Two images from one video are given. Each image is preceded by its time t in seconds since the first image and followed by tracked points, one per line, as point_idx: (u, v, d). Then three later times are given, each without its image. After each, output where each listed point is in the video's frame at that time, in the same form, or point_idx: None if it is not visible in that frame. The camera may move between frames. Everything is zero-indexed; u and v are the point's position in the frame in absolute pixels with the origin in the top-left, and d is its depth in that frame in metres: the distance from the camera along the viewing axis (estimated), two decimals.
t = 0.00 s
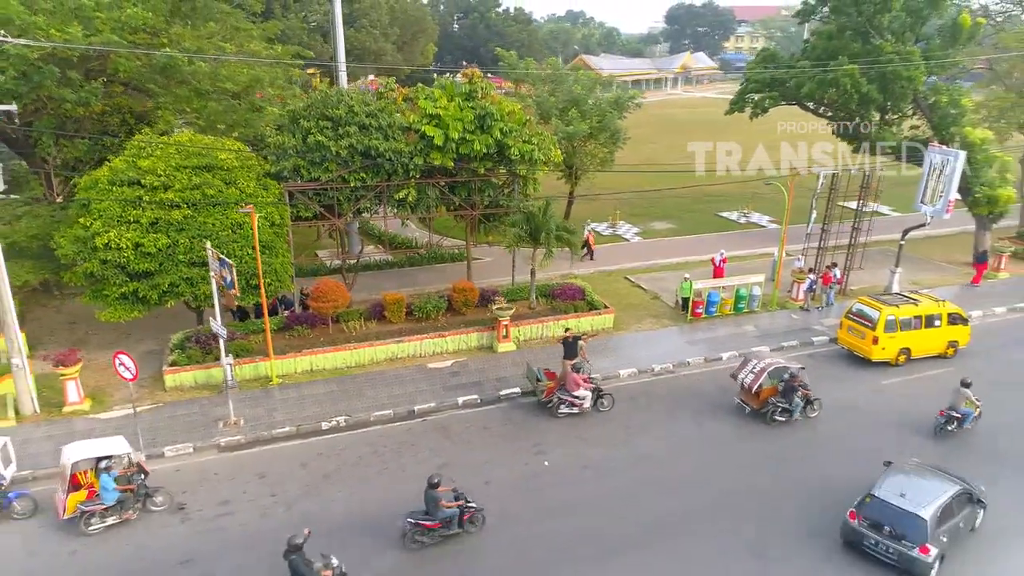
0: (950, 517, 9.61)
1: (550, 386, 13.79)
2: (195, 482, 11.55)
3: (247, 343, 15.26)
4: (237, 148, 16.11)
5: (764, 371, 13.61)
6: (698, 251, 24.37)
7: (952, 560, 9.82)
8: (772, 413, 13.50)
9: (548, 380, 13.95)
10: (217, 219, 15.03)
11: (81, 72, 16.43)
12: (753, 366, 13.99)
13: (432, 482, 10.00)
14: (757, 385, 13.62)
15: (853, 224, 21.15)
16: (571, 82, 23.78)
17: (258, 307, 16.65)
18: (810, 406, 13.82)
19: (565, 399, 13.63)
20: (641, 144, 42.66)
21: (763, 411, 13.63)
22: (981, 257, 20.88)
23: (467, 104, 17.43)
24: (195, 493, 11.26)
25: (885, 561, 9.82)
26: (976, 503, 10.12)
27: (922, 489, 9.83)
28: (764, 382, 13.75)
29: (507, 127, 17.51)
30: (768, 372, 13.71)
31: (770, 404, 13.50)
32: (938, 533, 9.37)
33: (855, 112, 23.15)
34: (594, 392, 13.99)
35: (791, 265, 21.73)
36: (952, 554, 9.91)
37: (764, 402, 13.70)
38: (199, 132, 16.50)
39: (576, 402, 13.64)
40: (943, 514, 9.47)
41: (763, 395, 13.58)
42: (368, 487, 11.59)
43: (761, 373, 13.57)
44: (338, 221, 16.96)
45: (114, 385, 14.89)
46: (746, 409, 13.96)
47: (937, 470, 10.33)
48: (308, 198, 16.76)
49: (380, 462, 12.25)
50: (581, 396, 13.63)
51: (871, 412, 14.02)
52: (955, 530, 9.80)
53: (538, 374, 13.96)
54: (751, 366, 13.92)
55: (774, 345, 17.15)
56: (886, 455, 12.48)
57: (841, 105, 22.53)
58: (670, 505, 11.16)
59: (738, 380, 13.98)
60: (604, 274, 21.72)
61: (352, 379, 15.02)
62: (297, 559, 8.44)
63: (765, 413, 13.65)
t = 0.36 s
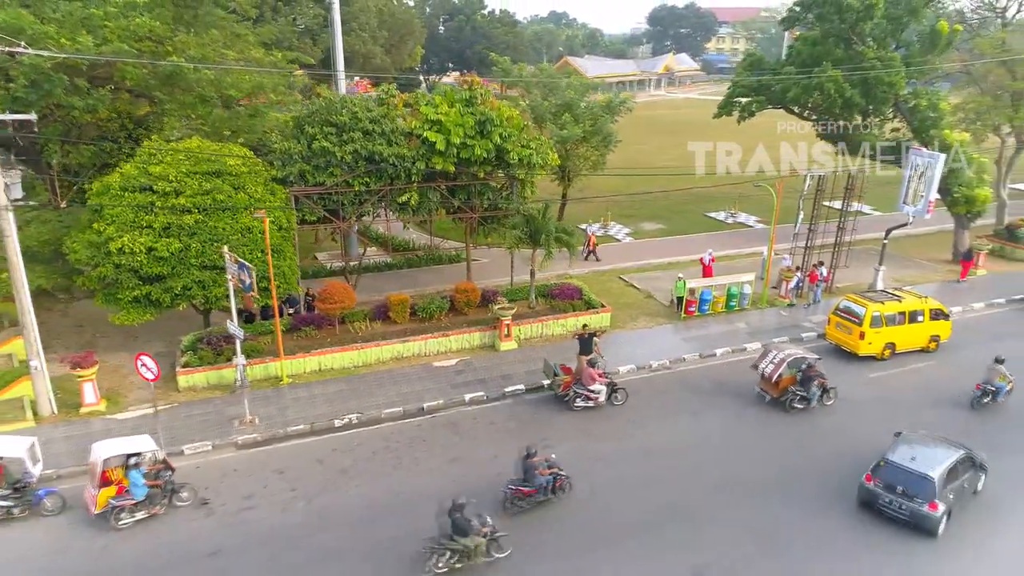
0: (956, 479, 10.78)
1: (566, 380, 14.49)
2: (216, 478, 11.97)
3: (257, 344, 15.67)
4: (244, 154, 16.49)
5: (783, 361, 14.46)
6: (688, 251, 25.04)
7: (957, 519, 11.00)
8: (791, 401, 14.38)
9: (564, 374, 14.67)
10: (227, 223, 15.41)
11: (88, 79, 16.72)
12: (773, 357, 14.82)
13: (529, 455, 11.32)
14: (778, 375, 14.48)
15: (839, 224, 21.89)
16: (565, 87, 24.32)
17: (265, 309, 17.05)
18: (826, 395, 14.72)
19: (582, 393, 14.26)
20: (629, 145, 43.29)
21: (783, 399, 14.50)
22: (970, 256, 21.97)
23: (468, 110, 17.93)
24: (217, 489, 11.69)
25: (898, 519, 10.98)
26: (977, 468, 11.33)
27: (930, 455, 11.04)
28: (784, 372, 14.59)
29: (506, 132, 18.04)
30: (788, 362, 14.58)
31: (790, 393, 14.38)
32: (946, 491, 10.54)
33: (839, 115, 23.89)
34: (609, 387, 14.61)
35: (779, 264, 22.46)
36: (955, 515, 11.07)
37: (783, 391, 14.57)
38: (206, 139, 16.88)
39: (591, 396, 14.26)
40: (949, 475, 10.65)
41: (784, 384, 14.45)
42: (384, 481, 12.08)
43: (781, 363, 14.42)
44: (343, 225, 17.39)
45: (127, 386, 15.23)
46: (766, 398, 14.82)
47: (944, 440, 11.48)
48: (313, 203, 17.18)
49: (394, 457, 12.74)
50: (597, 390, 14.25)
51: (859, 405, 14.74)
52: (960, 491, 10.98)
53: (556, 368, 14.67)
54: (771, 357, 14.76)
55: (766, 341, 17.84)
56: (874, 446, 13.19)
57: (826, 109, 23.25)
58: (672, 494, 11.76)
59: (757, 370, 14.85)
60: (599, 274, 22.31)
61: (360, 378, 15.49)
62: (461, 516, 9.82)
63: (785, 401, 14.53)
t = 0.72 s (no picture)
0: (963, 449, 11.98)
1: (584, 375, 15.13)
2: (240, 473, 12.44)
3: (270, 345, 16.12)
4: (255, 159, 16.92)
5: (804, 352, 15.30)
6: (682, 251, 25.67)
7: (965, 485, 12.21)
8: (811, 390, 15.22)
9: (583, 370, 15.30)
10: (241, 227, 15.82)
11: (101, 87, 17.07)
12: (794, 348, 15.66)
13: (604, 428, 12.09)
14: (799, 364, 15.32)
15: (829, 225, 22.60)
16: (562, 92, 24.88)
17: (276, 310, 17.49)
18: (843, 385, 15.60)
19: (600, 387, 14.89)
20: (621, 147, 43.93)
21: (803, 388, 15.34)
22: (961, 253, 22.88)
23: (472, 115, 18.44)
24: (242, 483, 12.16)
25: (912, 486, 12.20)
26: (984, 440, 12.53)
27: (940, 429, 12.27)
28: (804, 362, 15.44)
29: (509, 137, 18.57)
30: (808, 353, 15.43)
31: (810, 382, 15.22)
32: (955, 459, 11.75)
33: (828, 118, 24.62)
34: (625, 381, 15.26)
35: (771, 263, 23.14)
36: (962, 482, 12.26)
37: (804, 380, 15.42)
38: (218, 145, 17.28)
39: (609, 389, 14.88)
40: (958, 444, 11.86)
41: (805, 374, 15.29)
42: (401, 474, 12.59)
43: (802, 354, 15.26)
44: (352, 228, 17.85)
45: (144, 385, 15.63)
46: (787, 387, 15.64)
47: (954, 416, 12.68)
48: (323, 206, 17.62)
49: (409, 451, 13.26)
50: (613, 384, 14.88)
51: (851, 398, 15.41)
52: (969, 460, 12.18)
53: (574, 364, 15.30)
54: (791, 348, 15.60)
55: (761, 338, 18.50)
56: (867, 437, 13.85)
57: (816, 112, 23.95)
58: (677, 483, 12.36)
59: (779, 361, 15.66)
60: (597, 274, 22.90)
61: (372, 376, 15.98)
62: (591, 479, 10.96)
63: (805, 390, 15.37)
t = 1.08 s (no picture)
0: (967, 421, 13.18)
1: (599, 368, 15.75)
2: (260, 466, 12.92)
3: (280, 344, 16.57)
4: (264, 163, 17.33)
5: (820, 343, 16.10)
6: (674, 250, 26.33)
7: (968, 454, 13.42)
8: (826, 377, 16.10)
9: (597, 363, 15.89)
10: (252, 229, 16.24)
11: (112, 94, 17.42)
12: (809, 338, 16.46)
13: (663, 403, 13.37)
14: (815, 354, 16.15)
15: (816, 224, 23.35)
16: (557, 95, 25.45)
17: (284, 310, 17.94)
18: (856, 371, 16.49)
19: (614, 380, 15.57)
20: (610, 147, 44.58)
21: (819, 376, 16.21)
22: (950, 249, 23.86)
23: (473, 119, 18.97)
24: (263, 476, 12.64)
25: (921, 454, 13.43)
26: (987, 414, 13.73)
27: (948, 403, 13.46)
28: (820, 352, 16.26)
29: (509, 141, 19.13)
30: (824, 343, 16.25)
31: (825, 371, 16.09)
32: (959, 429, 12.95)
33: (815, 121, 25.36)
34: (638, 374, 15.93)
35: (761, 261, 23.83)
36: (965, 452, 13.43)
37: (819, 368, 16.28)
38: (226, 149, 17.68)
39: (622, 381, 15.57)
40: (962, 416, 13.06)
41: (821, 363, 16.14)
42: (416, 466, 13.11)
43: (818, 344, 16.06)
44: (357, 229, 18.32)
45: (158, 384, 16.02)
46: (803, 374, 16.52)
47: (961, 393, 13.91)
48: (329, 209, 18.08)
49: (422, 444, 13.78)
50: (627, 377, 15.56)
51: (842, 390, 16.11)
52: (973, 431, 13.37)
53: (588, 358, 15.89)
54: (807, 339, 16.38)
55: (754, 333, 19.19)
56: (857, 426, 14.57)
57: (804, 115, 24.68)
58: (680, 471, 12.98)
59: (796, 351, 16.47)
60: (593, 273, 23.49)
61: (380, 374, 16.48)
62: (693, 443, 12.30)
63: (820, 378, 16.24)
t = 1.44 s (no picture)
0: (976, 396, 14.51)
1: (617, 361, 16.45)
2: (283, 457, 13.44)
3: (295, 341, 17.08)
4: (277, 166, 17.84)
5: (837, 332, 17.16)
6: (671, 249, 26.99)
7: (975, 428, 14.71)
8: (843, 365, 17.10)
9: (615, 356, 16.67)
10: (268, 230, 16.73)
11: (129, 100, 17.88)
12: (828, 329, 17.53)
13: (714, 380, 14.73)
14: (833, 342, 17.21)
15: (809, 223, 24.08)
16: (556, 98, 26.08)
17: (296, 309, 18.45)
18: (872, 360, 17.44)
19: (631, 371, 16.24)
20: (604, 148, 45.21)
21: (837, 363, 17.23)
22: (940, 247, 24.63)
23: (480, 123, 19.57)
24: (287, 467, 13.17)
25: (932, 425, 14.77)
26: (996, 392, 15.05)
27: (958, 379, 14.80)
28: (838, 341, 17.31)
29: (514, 144, 19.74)
30: (842, 333, 17.30)
31: (843, 358, 17.11)
32: (968, 403, 14.28)
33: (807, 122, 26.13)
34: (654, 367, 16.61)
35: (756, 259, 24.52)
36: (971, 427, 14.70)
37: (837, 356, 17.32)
38: (240, 152, 18.17)
39: (640, 373, 16.23)
40: (972, 392, 14.39)
41: (839, 351, 17.18)
42: (433, 456, 13.68)
43: (835, 333, 17.12)
44: (367, 230, 18.85)
45: (177, 380, 16.48)
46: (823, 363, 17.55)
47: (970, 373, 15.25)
48: (340, 210, 18.62)
49: (438, 436, 14.35)
50: (644, 369, 16.24)
51: (837, 382, 16.83)
52: (981, 407, 14.70)
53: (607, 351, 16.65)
54: (826, 329, 17.45)
55: (751, 329, 19.88)
56: (852, 416, 15.27)
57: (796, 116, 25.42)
58: (685, 460, 13.62)
59: (815, 339, 17.58)
60: (593, 271, 24.10)
61: (393, 370, 17.02)
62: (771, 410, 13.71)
63: (838, 365, 17.26)
